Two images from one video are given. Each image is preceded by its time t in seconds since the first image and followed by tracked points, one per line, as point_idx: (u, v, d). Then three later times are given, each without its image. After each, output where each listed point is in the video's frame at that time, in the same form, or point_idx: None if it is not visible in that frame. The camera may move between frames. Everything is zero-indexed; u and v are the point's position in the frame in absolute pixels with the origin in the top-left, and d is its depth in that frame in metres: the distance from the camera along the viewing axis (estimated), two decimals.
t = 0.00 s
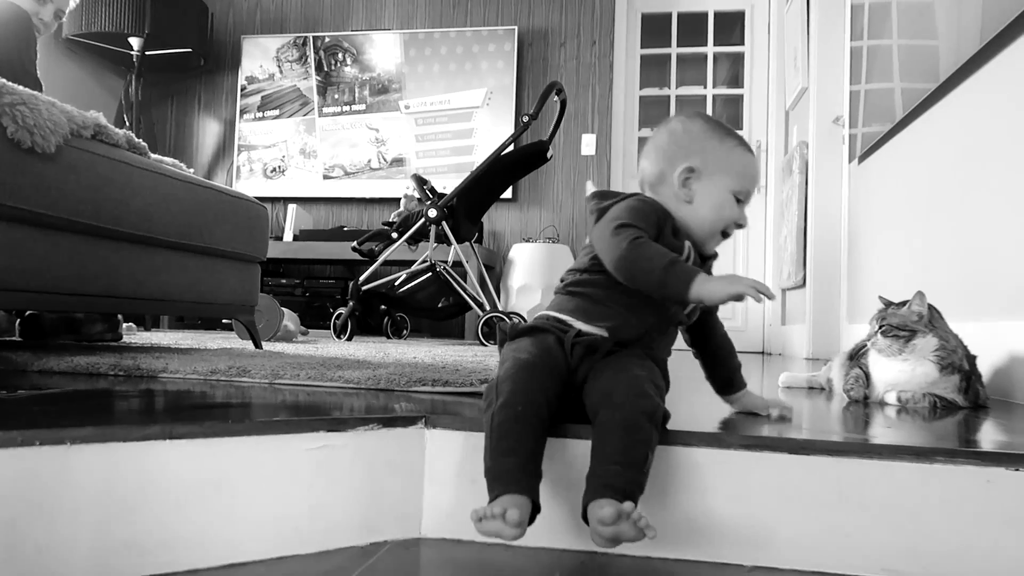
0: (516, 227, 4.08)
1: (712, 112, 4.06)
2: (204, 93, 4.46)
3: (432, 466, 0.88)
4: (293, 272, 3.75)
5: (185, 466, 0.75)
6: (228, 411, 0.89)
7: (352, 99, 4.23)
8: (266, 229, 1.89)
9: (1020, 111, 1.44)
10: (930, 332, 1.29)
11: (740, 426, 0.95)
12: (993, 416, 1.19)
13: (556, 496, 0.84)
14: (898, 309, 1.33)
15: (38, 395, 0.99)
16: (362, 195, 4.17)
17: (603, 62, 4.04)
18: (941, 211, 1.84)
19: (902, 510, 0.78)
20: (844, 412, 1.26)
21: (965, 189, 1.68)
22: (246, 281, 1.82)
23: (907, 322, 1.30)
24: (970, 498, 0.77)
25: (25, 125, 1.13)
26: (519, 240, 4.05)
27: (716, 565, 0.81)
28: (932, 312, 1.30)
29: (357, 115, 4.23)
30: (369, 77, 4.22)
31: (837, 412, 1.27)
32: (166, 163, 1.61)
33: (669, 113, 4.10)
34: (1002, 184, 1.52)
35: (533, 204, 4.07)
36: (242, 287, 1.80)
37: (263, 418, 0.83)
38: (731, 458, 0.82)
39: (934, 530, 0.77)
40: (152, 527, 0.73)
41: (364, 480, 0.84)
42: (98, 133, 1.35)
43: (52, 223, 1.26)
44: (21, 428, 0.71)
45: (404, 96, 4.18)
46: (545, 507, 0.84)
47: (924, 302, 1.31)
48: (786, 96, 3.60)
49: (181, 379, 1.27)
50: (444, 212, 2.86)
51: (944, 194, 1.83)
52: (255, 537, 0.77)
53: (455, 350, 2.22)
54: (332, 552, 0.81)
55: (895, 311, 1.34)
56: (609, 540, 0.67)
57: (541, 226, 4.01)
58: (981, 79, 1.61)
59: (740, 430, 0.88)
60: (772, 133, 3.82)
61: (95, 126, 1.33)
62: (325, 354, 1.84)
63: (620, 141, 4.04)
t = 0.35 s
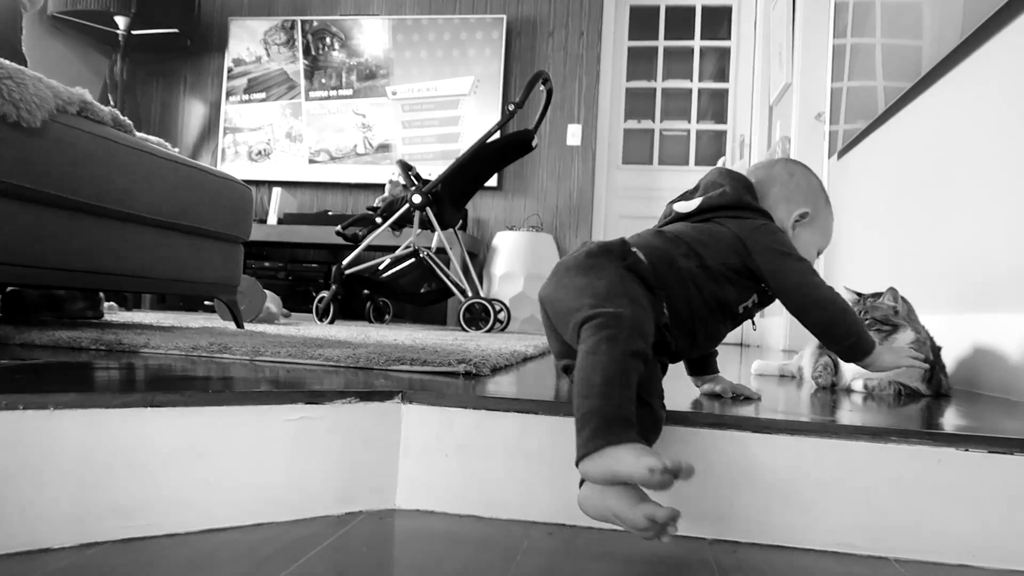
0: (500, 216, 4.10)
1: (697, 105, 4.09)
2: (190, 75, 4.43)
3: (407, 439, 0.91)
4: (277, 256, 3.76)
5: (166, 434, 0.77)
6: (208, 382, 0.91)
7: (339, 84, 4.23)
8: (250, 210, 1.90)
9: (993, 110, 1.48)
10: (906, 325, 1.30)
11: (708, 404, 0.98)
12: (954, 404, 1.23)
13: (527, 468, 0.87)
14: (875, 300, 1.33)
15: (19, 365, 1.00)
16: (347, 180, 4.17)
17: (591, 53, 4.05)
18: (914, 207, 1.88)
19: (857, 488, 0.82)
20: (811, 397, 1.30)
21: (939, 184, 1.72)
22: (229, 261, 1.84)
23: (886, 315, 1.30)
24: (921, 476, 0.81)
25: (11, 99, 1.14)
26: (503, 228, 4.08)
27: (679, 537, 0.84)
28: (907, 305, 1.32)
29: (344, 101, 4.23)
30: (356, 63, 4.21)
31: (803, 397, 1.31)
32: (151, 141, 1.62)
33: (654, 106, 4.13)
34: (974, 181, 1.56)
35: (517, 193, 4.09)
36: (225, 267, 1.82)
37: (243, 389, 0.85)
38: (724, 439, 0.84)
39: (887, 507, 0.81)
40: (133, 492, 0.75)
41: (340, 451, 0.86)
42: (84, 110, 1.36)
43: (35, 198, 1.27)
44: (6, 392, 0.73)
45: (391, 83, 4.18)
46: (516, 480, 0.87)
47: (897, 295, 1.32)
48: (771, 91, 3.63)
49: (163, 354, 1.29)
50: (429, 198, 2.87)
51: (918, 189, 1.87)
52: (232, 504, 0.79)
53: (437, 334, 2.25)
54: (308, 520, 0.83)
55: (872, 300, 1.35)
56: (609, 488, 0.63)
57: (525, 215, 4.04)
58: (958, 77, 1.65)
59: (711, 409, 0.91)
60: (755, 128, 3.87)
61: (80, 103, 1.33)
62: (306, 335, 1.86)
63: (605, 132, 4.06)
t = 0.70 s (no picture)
0: (470, 193, 4.09)
1: (668, 88, 4.11)
2: (157, 41, 4.33)
3: (359, 413, 0.92)
4: (242, 229, 3.76)
5: (114, 402, 0.77)
6: (159, 352, 0.91)
7: (310, 56, 4.17)
8: (212, 180, 1.88)
9: (951, 102, 1.51)
10: (855, 310, 1.34)
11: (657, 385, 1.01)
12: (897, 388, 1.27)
13: (475, 443, 0.89)
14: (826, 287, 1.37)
15: None
16: (315, 153, 4.13)
17: (564, 32, 4.04)
18: (874, 196, 1.91)
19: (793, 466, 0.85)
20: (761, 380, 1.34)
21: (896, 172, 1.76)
22: (190, 231, 1.82)
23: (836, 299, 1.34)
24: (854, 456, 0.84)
25: None
26: (472, 206, 4.07)
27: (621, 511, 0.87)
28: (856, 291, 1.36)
29: (314, 72, 4.17)
30: (328, 34, 4.15)
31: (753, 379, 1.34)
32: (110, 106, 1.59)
33: (626, 88, 4.14)
34: (931, 172, 1.59)
35: (488, 171, 4.08)
36: (185, 237, 1.80)
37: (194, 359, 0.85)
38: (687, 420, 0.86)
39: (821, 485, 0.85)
40: (80, 459, 0.75)
41: (291, 422, 0.87)
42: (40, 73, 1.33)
43: None
44: None
45: (363, 56, 4.13)
46: (465, 455, 0.89)
47: (846, 282, 1.36)
48: (741, 76, 3.66)
49: (118, 323, 1.28)
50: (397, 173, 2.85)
51: (877, 178, 1.91)
52: (181, 473, 0.80)
53: (400, 311, 2.25)
54: (258, 490, 0.84)
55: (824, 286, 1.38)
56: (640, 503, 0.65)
57: (494, 193, 4.04)
58: (921, 65, 1.68)
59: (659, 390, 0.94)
60: (725, 113, 3.90)
61: (36, 65, 1.31)
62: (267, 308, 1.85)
63: (577, 113, 4.06)
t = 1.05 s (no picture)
0: (426, 166, 4.07)
1: (627, 67, 4.13)
2: None
3: (296, 384, 0.93)
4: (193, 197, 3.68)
5: (42, 369, 0.76)
6: (92, 319, 0.90)
7: (264, 21, 4.08)
8: (157, 146, 1.84)
9: (894, 91, 1.55)
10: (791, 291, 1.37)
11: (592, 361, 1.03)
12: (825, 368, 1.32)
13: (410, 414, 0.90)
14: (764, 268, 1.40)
15: None
16: (269, 121, 4.06)
17: (525, 7, 4.02)
18: (818, 180, 1.96)
19: (717, 440, 0.89)
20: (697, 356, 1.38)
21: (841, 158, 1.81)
22: (134, 198, 1.79)
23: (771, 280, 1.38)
24: (774, 430, 0.88)
25: None
26: (427, 179, 4.05)
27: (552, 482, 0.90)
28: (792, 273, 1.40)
29: (268, 38, 4.09)
30: None
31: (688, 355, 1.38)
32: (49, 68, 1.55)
33: (585, 65, 4.14)
34: (871, 160, 1.64)
35: (444, 144, 4.07)
36: (129, 204, 1.77)
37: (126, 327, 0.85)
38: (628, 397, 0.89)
39: (742, 458, 0.89)
40: (7, 426, 0.75)
41: (227, 390, 0.87)
42: None
43: None
44: None
45: (319, 23, 4.06)
46: (399, 427, 0.90)
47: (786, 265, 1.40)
48: (698, 58, 3.69)
49: (54, 290, 1.26)
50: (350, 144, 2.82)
51: (822, 162, 1.95)
52: (113, 441, 0.80)
53: (350, 283, 2.25)
54: (191, 459, 0.85)
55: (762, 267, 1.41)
56: (637, 493, 0.74)
57: (451, 167, 4.03)
58: (868, 53, 1.71)
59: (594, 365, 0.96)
60: (681, 94, 3.94)
61: None
62: (213, 278, 1.83)
63: (535, 89, 4.06)
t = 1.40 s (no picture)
0: (380, 141, 4.03)
1: (583, 46, 4.12)
2: None
3: (236, 357, 0.92)
4: (138, 166, 3.61)
5: None
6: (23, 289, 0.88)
7: None
8: (98, 113, 1.79)
9: (838, 79, 1.59)
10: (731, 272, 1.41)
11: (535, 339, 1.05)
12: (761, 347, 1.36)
13: (351, 388, 0.91)
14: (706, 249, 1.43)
15: None
16: (218, 89, 3.97)
17: None
18: (764, 163, 2.01)
19: (652, 416, 0.91)
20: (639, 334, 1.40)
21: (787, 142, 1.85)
22: (73, 166, 1.74)
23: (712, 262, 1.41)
24: (706, 406, 0.91)
25: None
26: (381, 154, 4.01)
27: (492, 456, 0.92)
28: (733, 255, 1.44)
29: (218, 5, 3.98)
30: None
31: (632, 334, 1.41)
32: None
33: (542, 43, 4.12)
34: (814, 145, 1.68)
35: (398, 119, 4.03)
36: (68, 172, 1.72)
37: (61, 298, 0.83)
38: (561, 371, 0.91)
39: (675, 433, 0.92)
40: None
41: (165, 363, 0.87)
42: None
43: None
44: None
45: None
46: (341, 401, 0.91)
47: (726, 247, 1.44)
48: (653, 40, 3.71)
49: None
50: (301, 116, 2.78)
51: (768, 147, 1.99)
52: (46, 414, 0.79)
53: (298, 257, 2.22)
54: (128, 433, 0.84)
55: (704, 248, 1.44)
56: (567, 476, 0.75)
57: (405, 142, 3.99)
58: (816, 39, 1.74)
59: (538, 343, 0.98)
60: (637, 75, 3.96)
61: None
62: (155, 249, 1.80)
63: (491, 65, 4.03)
